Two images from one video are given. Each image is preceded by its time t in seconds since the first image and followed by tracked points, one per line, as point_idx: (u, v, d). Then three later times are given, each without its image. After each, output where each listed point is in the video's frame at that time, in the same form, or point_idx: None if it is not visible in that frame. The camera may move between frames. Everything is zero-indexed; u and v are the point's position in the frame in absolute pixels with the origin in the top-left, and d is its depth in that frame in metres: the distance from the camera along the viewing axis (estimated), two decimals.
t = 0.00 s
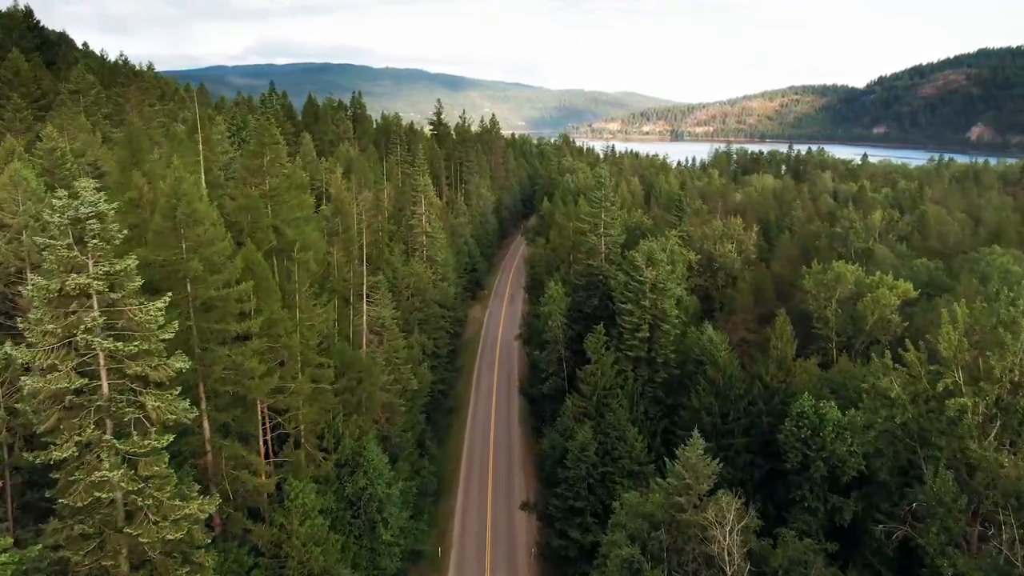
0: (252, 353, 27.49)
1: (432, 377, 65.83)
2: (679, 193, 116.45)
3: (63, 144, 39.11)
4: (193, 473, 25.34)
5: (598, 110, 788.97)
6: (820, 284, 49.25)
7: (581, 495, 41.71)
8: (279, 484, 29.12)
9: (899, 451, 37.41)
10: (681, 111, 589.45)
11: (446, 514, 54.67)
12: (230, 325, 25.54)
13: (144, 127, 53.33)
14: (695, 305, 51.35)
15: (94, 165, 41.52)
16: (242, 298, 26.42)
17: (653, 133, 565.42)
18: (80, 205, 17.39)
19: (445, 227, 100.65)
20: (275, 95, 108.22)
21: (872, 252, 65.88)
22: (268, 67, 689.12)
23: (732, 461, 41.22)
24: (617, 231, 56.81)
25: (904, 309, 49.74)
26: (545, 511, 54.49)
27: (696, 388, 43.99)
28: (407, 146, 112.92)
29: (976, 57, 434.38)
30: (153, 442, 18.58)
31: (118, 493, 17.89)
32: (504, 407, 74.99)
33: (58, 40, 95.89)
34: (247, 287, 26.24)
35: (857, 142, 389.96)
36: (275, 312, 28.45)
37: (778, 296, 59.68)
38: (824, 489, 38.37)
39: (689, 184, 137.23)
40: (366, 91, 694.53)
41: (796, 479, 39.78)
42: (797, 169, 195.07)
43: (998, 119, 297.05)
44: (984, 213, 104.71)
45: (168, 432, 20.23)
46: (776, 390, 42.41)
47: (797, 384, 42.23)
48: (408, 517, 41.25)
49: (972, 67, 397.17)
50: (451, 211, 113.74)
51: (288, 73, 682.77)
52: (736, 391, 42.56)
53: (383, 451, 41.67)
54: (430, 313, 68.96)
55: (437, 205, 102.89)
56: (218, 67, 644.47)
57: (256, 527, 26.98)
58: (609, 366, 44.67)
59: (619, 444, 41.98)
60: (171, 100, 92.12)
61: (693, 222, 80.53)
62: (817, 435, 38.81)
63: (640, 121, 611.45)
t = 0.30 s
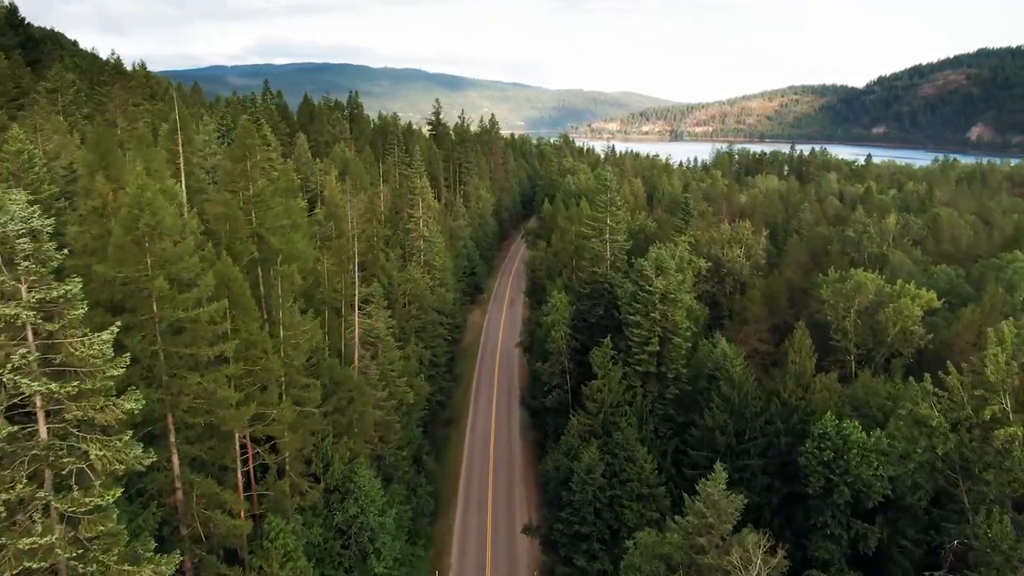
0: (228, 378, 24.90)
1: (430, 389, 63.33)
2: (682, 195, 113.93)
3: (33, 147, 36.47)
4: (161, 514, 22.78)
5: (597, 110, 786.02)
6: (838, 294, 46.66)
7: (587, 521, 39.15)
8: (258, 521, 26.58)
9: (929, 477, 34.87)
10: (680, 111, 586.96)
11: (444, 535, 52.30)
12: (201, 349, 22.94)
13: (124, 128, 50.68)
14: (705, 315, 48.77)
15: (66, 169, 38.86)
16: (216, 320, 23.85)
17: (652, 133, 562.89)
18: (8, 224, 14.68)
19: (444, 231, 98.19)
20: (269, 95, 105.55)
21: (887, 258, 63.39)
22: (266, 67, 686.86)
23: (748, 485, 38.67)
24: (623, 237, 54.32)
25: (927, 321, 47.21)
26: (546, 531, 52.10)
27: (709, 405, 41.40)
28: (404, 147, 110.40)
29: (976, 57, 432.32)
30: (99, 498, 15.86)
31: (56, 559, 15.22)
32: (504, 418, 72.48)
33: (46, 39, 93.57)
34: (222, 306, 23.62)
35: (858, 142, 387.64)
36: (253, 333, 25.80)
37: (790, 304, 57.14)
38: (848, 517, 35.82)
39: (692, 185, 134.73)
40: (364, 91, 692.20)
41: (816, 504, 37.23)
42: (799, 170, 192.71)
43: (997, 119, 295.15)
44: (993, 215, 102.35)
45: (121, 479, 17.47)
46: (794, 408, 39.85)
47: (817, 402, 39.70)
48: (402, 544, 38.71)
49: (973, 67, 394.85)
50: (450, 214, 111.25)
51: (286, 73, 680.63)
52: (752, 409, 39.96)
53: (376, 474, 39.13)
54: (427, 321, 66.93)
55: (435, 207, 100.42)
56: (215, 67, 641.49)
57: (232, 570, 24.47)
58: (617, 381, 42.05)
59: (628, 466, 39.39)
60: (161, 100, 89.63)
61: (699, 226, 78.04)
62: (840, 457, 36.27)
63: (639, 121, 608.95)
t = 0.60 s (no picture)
0: (198, 409, 22.26)
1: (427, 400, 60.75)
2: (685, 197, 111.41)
3: None
4: (118, 564, 20.19)
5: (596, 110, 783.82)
6: (860, 305, 44.18)
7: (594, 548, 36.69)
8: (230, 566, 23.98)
9: (964, 506, 32.29)
10: (680, 111, 584.49)
11: (441, 558, 50.18)
12: (164, 380, 20.27)
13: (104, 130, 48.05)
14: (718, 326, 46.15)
15: (35, 174, 36.28)
16: (184, 344, 21.13)
17: (651, 133, 560.51)
18: None
19: (443, 234, 95.64)
20: (262, 95, 102.99)
21: (903, 263, 60.93)
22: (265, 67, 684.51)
23: (766, 510, 36.17)
24: (630, 242, 51.76)
25: (953, 333, 44.62)
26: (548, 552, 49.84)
27: (724, 424, 38.77)
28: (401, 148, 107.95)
29: (976, 58, 430.30)
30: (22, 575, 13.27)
31: None
32: (505, 429, 69.92)
33: (32, 37, 91.03)
34: (188, 330, 20.91)
35: (858, 143, 385.39)
36: (227, 357, 23.13)
37: (805, 314, 54.74)
38: (875, 547, 33.23)
39: (695, 186, 132.33)
40: (363, 90, 689.88)
41: (840, 532, 34.63)
42: (801, 171, 190.35)
43: (997, 119, 293.25)
44: (1004, 218, 99.90)
45: (58, 545, 14.93)
46: (815, 427, 37.30)
47: (840, 421, 37.10)
48: (396, 574, 36.11)
49: (973, 67, 392.50)
50: (448, 216, 108.69)
51: (285, 73, 678.37)
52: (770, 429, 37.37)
53: (369, 498, 36.56)
54: (425, 328, 64.69)
55: (433, 210, 97.85)
56: (213, 67, 639.22)
57: None
58: (626, 398, 39.37)
59: (637, 490, 36.79)
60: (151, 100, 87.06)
61: (707, 229, 75.42)
62: (867, 483, 33.72)
63: (639, 121, 606.46)
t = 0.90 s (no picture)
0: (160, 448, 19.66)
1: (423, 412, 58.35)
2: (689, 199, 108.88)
3: None
4: None
5: (595, 109, 781.38)
6: (883, 317, 41.60)
7: None
8: None
9: (1004, 542, 29.76)
10: (679, 111, 582.10)
11: None
12: (117, 420, 17.66)
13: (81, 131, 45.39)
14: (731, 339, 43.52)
15: None
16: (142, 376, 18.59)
17: (650, 133, 558.11)
18: None
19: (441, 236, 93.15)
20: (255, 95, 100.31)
21: (920, 270, 58.41)
22: (263, 67, 682.03)
23: (787, 540, 33.59)
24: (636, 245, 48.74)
25: (981, 346, 42.11)
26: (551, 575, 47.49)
27: (741, 447, 36.19)
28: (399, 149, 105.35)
29: (976, 58, 428.15)
30: None
31: None
32: (504, 440, 67.53)
33: (19, 35, 88.54)
34: (145, 362, 18.33)
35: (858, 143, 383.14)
36: (194, 388, 20.54)
37: (821, 323, 52.20)
38: None
39: (697, 187, 129.91)
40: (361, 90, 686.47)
41: (868, 566, 32.09)
42: (804, 171, 187.87)
43: (997, 119, 291.33)
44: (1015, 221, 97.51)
45: None
46: (839, 451, 34.76)
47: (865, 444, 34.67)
48: None
49: (973, 67, 390.39)
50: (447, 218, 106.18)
51: (284, 72, 675.75)
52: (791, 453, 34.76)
53: (360, 528, 34.01)
54: (422, 335, 62.29)
55: (432, 212, 95.35)
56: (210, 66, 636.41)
57: None
58: (636, 419, 36.70)
59: (648, 519, 34.17)
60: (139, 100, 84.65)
61: (713, 232, 72.87)
62: (898, 514, 31.16)
63: (638, 121, 604.02)
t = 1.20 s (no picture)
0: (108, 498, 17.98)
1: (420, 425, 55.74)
2: (693, 201, 106.22)
3: None
4: None
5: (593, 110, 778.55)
6: (911, 330, 38.99)
7: None
8: None
9: None
10: (678, 112, 579.66)
11: None
12: (50, 475, 15.94)
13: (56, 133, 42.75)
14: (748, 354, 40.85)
15: None
16: (81, 421, 16.84)
17: (649, 133, 555.54)
18: None
19: (439, 239, 90.51)
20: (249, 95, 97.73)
21: (940, 278, 55.77)
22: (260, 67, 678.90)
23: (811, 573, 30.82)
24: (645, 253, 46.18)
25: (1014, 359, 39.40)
26: None
27: (761, 472, 33.52)
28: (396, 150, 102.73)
29: (976, 58, 426.24)
30: None
31: None
32: (505, 453, 64.98)
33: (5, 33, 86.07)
34: (84, 405, 16.63)
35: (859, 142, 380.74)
36: (152, 427, 18.62)
37: (839, 334, 49.52)
38: None
39: (701, 189, 127.39)
40: (359, 90, 684.00)
41: None
42: (807, 172, 185.34)
43: (996, 118, 289.48)
44: None
45: None
46: (866, 478, 32.16)
47: (896, 469, 31.82)
48: None
49: (973, 67, 388.30)
50: (445, 220, 103.54)
51: (282, 72, 673.32)
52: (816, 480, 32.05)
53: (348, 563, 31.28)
54: (418, 344, 59.71)
55: (429, 214, 92.76)
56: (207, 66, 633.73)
57: None
58: (648, 441, 33.99)
59: (661, 550, 31.39)
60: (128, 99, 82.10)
61: (723, 236, 70.21)
62: (934, 549, 28.53)
63: (637, 121, 601.48)
